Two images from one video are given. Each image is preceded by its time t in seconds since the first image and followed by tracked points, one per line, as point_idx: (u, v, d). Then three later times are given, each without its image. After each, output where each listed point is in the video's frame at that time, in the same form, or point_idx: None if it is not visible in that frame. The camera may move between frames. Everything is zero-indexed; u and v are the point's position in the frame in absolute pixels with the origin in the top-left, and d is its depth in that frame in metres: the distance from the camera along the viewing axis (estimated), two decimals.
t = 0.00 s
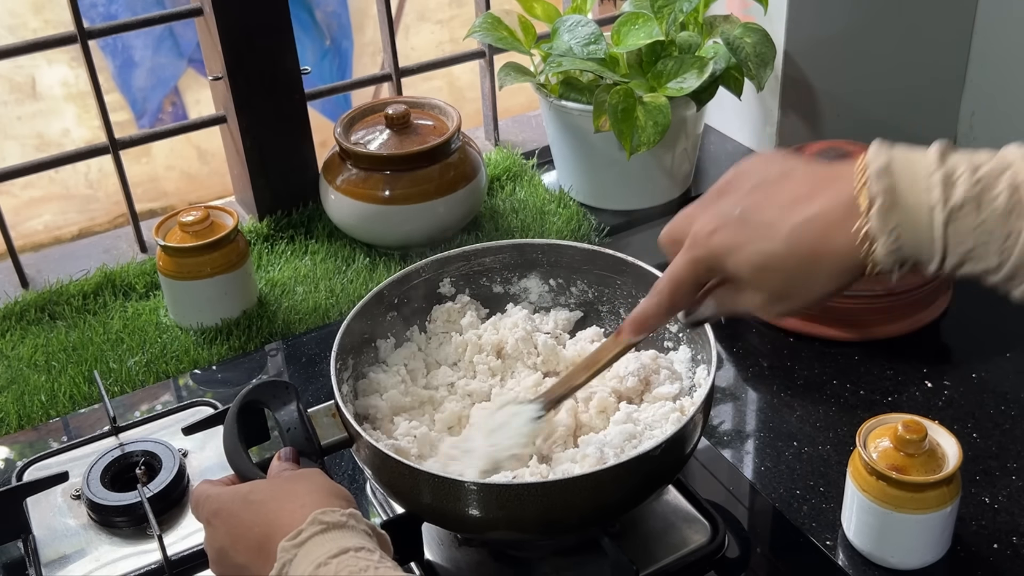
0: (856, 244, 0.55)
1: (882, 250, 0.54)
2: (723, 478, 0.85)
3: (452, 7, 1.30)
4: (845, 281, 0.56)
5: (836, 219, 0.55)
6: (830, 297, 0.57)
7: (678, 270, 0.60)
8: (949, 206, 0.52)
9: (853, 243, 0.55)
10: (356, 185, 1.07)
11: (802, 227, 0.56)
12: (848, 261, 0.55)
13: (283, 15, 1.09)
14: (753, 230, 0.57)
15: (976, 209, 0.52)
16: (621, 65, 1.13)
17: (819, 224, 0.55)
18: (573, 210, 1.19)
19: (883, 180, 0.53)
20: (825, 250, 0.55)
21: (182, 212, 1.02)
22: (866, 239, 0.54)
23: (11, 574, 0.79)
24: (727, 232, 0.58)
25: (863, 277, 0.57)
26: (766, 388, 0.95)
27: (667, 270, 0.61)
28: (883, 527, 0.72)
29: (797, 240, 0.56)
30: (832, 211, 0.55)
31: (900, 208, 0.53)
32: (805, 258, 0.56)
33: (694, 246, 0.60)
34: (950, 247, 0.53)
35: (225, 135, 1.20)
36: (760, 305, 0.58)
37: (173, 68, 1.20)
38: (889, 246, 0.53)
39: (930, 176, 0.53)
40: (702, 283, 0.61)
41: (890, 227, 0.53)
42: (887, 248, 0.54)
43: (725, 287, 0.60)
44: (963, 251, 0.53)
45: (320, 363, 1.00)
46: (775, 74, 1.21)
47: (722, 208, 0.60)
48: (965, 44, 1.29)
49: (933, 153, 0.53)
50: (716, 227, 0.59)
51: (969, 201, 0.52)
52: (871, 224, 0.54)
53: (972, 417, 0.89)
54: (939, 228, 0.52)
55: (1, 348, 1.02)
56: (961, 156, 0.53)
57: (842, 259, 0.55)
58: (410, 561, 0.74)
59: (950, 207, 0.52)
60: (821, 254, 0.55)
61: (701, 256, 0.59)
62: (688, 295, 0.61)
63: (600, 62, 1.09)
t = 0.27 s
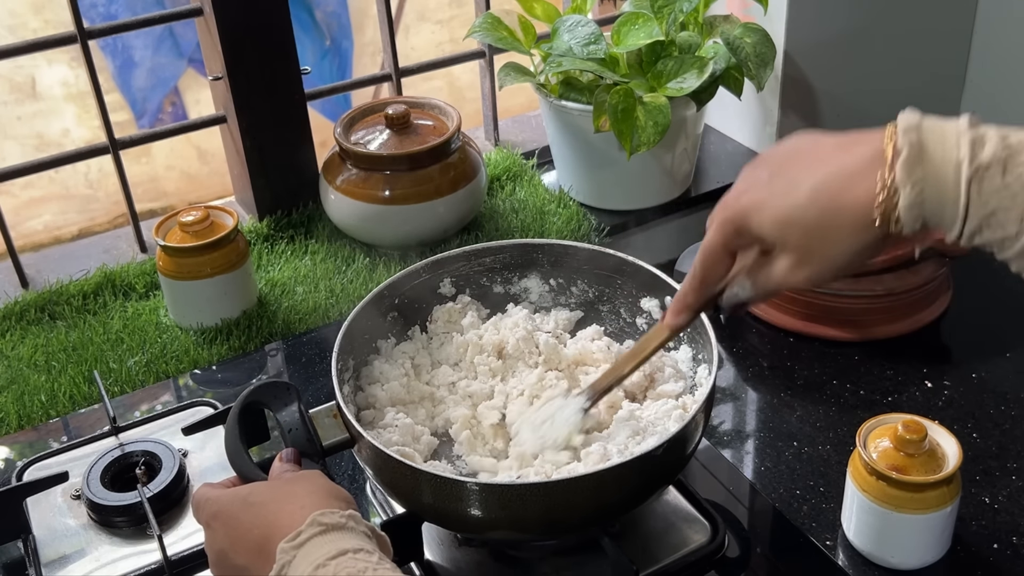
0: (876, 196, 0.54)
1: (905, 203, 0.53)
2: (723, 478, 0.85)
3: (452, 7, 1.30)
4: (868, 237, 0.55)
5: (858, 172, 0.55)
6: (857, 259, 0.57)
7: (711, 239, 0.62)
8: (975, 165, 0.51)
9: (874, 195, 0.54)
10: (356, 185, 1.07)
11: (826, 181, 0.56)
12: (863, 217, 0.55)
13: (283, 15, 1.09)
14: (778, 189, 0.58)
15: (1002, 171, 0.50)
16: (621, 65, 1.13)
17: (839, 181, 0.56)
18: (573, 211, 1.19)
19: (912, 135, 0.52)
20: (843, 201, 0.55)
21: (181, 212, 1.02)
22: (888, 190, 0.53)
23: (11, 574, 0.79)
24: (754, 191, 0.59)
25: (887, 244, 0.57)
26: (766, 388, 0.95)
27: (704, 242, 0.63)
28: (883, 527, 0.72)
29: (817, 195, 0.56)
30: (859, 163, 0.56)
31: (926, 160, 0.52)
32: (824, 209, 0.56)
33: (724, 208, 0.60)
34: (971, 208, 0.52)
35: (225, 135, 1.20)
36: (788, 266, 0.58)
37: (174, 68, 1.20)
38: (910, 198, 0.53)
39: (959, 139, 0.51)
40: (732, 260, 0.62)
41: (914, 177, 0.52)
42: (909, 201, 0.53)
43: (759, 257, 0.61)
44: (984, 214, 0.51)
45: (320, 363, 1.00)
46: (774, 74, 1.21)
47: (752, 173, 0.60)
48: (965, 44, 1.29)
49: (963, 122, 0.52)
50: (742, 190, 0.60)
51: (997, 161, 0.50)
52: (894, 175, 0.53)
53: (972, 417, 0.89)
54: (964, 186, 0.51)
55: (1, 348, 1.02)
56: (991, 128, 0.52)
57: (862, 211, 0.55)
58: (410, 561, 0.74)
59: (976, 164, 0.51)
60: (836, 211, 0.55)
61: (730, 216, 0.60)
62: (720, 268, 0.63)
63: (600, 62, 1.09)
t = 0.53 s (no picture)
0: (787, 302, 0.63)
1: (812, 314, 0.61)
2: (723, 478, 0.85)
3: (452, 7, 1.30)
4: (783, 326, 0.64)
5: (776, 282, 0.63)
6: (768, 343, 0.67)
7: (638, 295, 0.70)
8: (868, 273, 0.58)
9: (785, 302, 0.63)
10: (356, 185, 1.07)
11: (748, 280, 0.64)
12: (773, 313, 0.64)
13: (283, 14, 1.09)
14: (705, 275, 0.66)
15: (895, 274, 0.58)
16: (621, 65, 1.13)
17: (757, 284, 0.64)
18: (573, 210, 1.19)
19: (813, 249, 0.60)
20: (763, 301, 0.64)
21: (181, 212, 1.02)
22: (798, 300, 0.62)
23: (11, 574, 0.79)
24: (684, 270, 0.67)
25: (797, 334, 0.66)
26: (766, 388, 0.95)
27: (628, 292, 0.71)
28: (883, 527, 0.72)
29: (744, 289, 0.65)
30: (775, 271, 0.63)
31: (825, 277, 0.60)
32: (745, 301, 0.65)
33: (657, 277, 0.69)
34: (874, 310, 0.59)
35: (225, 135, 1.20)
36: (707, 343, 0.69)
37: (174, 68, 1.20)
38: (816, 308, 0.60)
39: (856, 244, 0.59)
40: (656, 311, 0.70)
41: (816, 291, 0.60)
42: (816, 311, 0.60)
43: (677, 320, 0.70)
44: (887, 313, 0.59)
45: (320, 363, 1.00)
46: (774, 74, 1.21)
47: (685, 247, 0.68)
48: (965, 43, 1.29)
49: (861, 223, 0.60)
50: (676, 264, 0.68)
51: (887, 268, 0.58)
52: (799, 288, 0.61)
53: (972, 417, 0.89)
54: (862, 294, 0.59)
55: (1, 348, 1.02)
56: (886, 226, 0.60)
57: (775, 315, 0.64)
58: (410, 561, 0.74)
59: (870, 274, 0.58)
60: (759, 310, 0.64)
61: (661, 287, 0.69)
62: (642, 315, 0.70)
63: (600, 62, 1.09)
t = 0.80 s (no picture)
0: (882, 175, 0.59)
1: (911, 182, 0.56)
2: (723, 478, 0.85)
3: (452, 7, 1.30)
4: (875, 211, 0.60)
5: (867, 151, 0.60)
6: (862, 236, 0.61)
7: (722, 208, 0.65)
8: (982, 143, 0.54)
9: (880, 173, 0.59)
10: (357, 185, 1.07)
11: (833, 161, 0.60)
12: (872, 196, 0.59)
13: (283, 14, 1.09)
14: (788, 166, 0.62)
15: (1008, 150, 0.54)
16: (621, 65, 1.13)
17: (845, 162, 0.60)
18: (573, 210, 1.19)
19: (921, 115, 0.56)
20: (852, 181, 0.59)
21: (181, 212, 1.02)
22: (896, 169, 0.58)
23: (11, 574, 0.79)
24: (766, 163, 0.63)
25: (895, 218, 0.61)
26: (766, 388, 0.95)
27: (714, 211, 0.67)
28: (884, 528, 0.72)
29: (830, 166, 0.60)
30: (871, 139, 0.60)
31: (933, 142, 0.56)
32: (833, 188, 0.60)
33: (737, 179, 0.64)
34: (977, 188, 0.55)
35: (225, 135, 1.20)
36: (798, 240, 0.63)
37: (174, 68, 1.20)
38: (918, 175, 0.56)
39: (967, 115, 0.55)
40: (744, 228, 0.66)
41: (920, 158, 0.56)
42: (916, 178, 0.56)
43: (767, 224, 0.65)
44: (990, 191, 0.55)
45: (320, 363, 1.00)
46: (774, 74, 1.21)
47: (764, 147, 0.64)
48: (965, 44, 1.29)
49: (972, 99, 0.56)
50: (755, 162, 0.64)
51: (1003, 141, 0.54)
52: (903, 155, 0.57)
53: (972, 417, 0.89)
54: (971, 167, 0.55)
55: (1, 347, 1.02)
56: (998, 105, 0.55)
57: (870, 189, 0.59)
58: (409, 561, 0.74)
59: (983, 144, 0.54)
60: (848, 191, 0.60)
61: (741, 188, 0.64)
62: (731, 232, 0.66)
63: (600, 62, 1.09)
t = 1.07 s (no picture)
0: (871, 194, 0.57)
1: (898, 198, 0.55)
2: (723, 478, 0.85)
3: (452, 7, 1.30)
4: (867, 231, 0.58)
5: (859, 173, 0.58)
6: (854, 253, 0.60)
7: (716, 221, 0.65)
8: (965, 164, 0.53)
9: (869, 193, 0.57)
10: (356, 185, 1.07)
11: (826, 178, 0.59)
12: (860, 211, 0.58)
13: (283, 15, 1.09)
14: (780, 183, 0.61)
15: (992, 170, 0.52)
16: (621, 65, 1.13)
17: (838, 180, 0.58)
18: (573, 210, 1.19)
19: (908, 135, 0.55)
20: (845, 199, 0.58)
21: (181, 212, 1.02)
22: (883, 189, 0.56)
23: (11, 574, 0.79)
24: (760, 179, 0.62)
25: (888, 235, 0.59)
26: (766, 388, 0.95)
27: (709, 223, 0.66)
28: (884, 528, 0.72)
29: (819, 194, 0.59)
30: (860, 163, 0.58)
31: (920, 162, 0.54)
32: (824, 207, 0.59)
33: (733, 192, 0.63)
34: (962, 205, 0.53)
35: (225, 135, 1.20)
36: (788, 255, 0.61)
37: (174, 68, 1.20)
38: (904, 195, 0.55)
39: (954, 137, 0.53)
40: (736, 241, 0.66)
41: (907, 175, 0.55)
42: (902, 197, 0.55)
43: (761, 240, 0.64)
44: (975, 212, 0.53)
45: (321, 363, 1.00)
46: (774, 74, 1.21)
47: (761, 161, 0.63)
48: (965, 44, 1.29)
49: (960, 122, 0.54)
50: (748, 180, 0.63)
51: (987, 161, 0.52)
52: (890, 173, 0.55)
53: (972, 417, 0.89)
54: (955, 185, 0.53)
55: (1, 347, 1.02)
56: (985, 128, 0.53)
57: (860, 206, 0.57)
58: (410, 561, 0.75)
59: (966, 165, 0.52)
60: (836, 212, 0.58)
61: (737, 201, 0.63)
62: (726, 241, 0.65)
63: (600, 62, 1.09)
